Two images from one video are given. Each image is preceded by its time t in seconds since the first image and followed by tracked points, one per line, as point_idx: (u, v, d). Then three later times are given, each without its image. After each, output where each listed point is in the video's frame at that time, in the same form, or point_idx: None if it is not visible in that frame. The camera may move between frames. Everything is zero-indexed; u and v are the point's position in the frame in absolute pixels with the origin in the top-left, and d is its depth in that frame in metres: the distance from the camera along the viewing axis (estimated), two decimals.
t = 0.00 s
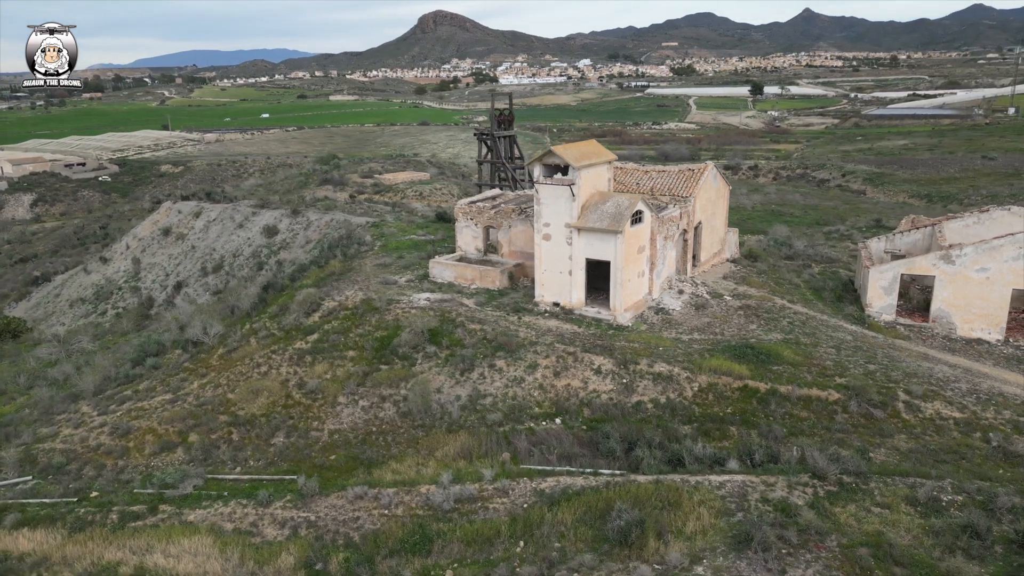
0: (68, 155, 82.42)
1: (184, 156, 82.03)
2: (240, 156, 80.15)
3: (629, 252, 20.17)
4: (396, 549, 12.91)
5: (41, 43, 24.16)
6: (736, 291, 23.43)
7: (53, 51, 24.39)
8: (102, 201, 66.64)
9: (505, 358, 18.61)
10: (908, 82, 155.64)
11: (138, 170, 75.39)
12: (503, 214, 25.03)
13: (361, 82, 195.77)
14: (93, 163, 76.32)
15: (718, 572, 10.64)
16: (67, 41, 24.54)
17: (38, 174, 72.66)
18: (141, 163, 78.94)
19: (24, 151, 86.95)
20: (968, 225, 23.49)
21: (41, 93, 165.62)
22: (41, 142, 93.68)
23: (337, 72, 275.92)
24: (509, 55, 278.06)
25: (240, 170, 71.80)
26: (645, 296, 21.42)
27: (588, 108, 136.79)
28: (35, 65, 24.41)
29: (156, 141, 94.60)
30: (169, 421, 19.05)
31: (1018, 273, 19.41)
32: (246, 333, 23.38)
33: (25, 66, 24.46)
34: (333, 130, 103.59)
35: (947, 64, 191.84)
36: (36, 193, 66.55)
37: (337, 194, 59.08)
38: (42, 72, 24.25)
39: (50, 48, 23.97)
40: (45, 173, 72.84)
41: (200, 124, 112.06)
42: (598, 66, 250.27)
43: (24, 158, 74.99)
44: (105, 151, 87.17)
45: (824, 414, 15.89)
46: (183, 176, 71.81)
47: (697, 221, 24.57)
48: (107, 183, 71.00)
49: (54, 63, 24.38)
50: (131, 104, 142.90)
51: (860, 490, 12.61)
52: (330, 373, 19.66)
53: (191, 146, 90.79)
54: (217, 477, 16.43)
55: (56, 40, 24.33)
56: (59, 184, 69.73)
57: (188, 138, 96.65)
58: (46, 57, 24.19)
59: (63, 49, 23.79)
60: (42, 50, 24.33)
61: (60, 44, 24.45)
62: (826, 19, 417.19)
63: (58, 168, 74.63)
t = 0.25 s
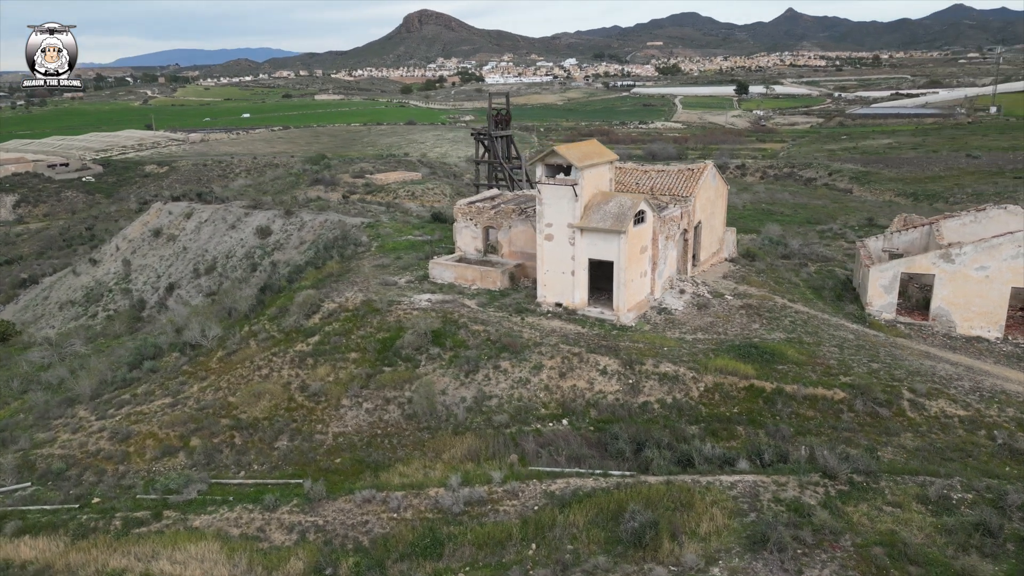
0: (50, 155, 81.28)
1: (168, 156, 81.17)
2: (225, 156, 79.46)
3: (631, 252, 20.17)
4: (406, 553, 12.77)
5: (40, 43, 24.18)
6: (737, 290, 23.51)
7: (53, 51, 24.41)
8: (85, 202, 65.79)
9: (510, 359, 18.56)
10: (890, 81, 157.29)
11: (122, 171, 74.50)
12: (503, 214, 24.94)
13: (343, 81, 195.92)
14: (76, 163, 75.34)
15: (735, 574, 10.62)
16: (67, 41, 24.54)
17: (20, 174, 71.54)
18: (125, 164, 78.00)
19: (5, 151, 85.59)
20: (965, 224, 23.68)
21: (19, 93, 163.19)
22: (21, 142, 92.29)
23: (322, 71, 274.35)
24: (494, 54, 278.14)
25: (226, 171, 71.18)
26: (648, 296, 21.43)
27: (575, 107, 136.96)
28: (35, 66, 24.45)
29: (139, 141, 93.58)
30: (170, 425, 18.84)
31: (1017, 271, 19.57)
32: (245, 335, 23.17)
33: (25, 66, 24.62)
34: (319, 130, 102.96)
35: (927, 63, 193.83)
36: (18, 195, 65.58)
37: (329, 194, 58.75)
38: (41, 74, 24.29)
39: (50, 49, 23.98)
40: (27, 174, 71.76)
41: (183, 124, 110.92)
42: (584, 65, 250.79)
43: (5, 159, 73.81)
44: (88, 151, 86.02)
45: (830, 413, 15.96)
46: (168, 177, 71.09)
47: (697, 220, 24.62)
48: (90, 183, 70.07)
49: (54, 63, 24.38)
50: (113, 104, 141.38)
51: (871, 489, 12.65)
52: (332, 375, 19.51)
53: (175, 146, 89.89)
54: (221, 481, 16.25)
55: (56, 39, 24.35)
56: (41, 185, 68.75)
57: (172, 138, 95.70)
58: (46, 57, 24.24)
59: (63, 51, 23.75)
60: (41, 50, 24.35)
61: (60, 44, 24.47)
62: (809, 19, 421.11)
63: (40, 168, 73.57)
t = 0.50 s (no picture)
0: (33, 156, 80.08)
1: (153, 157, 80.31)
2: (211, 156, 78.76)
3: (634, 252, 20.16)
4: (418, 557, 12.62)
5: (40, 43, 24.72)
6: (737, 289, 23.57)
7: (53, 51, 24.94)
8: (69, 203, 64.87)
9: (514, 360, 18.49)
10: (873, 80, 158.65)
11: (107, 171, 73.55)
12: (503, 214, 24.87)
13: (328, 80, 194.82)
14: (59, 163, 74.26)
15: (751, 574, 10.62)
16: (67, 42, 25.06)
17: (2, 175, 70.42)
18: (109, 164, 77.02)
19: None
20: (962, 222, 23.85)
21: None
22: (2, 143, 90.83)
23: (307, 70, 272.62)
24: (480, 54, 277.70)
25: (212, 171, 70.50)
26: (649, 295, 21.46)
27: (561, 106, 137.06)
28: (35, 64, 25.00)
29: (123, 141, 92.46)
30: (170, 429, 18.60)
31: (1016, 269, 19.73)
32: (243, 337, 22.97)
33: (24, 64, 25.17)
34: (305, 129, 102.27)
35: (908, 62, 195.82)
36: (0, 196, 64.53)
37: (320, 194, 58.40)
38: (42, 73, 24.90)
39: (49, 49, 24.52)
40: (9, 174, 70.62)
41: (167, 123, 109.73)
42: (570, 64, 250.97)
43: None
44: (71, 151, 84.84)
45: (836, 411, 16.02)
46: (153, 177, 70.43)
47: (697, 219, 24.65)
48: (74, 184, 69.09)
49: (54, 63, 24.94)
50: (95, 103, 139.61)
51: (881, 488, 12.69)
52: (335, 378, 19.36)
53: (160, 146, 88.96)
54: (225, 486, 16.06)
55: (56, 40, 24.89)
56: (24, 185, 67.75)
57: (157, 138, 94.73)
58: (46, 57, 24.78)
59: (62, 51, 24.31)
60: (41, 50, 24.92)
61: (60, 44, 25.01)
62: (792, 19, 423.94)
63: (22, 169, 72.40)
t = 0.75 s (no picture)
0: (14, 156, 78.88)
1: (138, 157, 79.40)
2: (196, 156, 78.02)
3: (638, 251, 20.14)
4: (429, 560, 12.45)
5: (41, 43, 25.00)
6: (738, 288, 23.62)
7: (53, 51, 25.23)
8: (53, 204, 63.92)
9: (519, 361, 18.43)
10: (856, 79, 159.92)
11: (91, 171, 72.58)
12: (503, 214, 24.78)
13: (313, 80, 193.59)
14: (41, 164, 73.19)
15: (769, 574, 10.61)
16: (67, 41, 25.36)
17: None
18: (93, 164, 76.01)
19: None
20: (960, 221, 24.04)
21: None
22: None
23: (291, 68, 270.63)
24: (466, 53, 277.07)
25: (198, 171, 69.81)
26: (652, 295, 21.44)
27: (548, 106, 137.03)
28: (35, 65, 25.24)
29: (106, 141, 91.32)
30: (171, 433, 18.38)
31: (1015, 267, 19.91)
32: (243, 340, 22.75)
33: (24, 64, 25.30)
34: (291, 129, 101.51)
35: (891, 62, 197.55)
36: None
37: (311, 194, 58.01)
38: (42, 73, 25.15)
39: (50, 50, 24.83)
40: None
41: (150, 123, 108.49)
42: (556, 63, 250.92)
43: None
44: (53, 152, 83.66)
45: (842, 410, 16.08)
46: (137, 177, 69.61)
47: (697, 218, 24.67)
48: (58, 185, 68.11)
49: (54, 63, 25.22)
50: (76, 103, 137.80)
51: (892, 486, 12.73)
52: (338, 380, 19.21)
53: (144, 146, 87.93)
54: (230, 490, 15.87)
55: (56, 40, 25.17)
56: (6, 186, 66.72)
57: (141, 138, 93.70)
58: (47, 57, 25.06)
59: (63, 51, 24.63)
60: (41, 50, 25.18)
61: (60, 44, 25.28)
62: (777, 18, 426.43)
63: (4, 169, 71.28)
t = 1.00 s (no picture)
0: None
1: (122, 157, 78.51)
2: (182, 156, 77.27)
3: (641, 251, 20.13)
4: (440, 565, 12.29)
5: (41, 43, 25.29)
6: (739, 288, 23.66)
7: (53, 51, 25.55)
8: (36, 205, 62.96)
9: (525, 363, 18.36)
10: (840, 79, 161.16)
11: (74, 172, 71.63)
12: (503, 214, 24.67)
13: (298, 79, 192.25)
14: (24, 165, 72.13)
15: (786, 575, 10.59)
16: (66, 41, 25.65)
17: None
18: (77, 164, 75.02)
19: None
20: (957, 219, 24.23)
21: None
22: None
23: (275, 68, 268.91)
24: (451, 52, 276.40)
25: (184, 172, 69.15)
26: (655, 295, 21.44)
27: (535, 106, 136.98)
28: (35, 64, 25.57)
29: (89, 142, 90.17)
30: (173, 437, 18.15)
31: (1015, 265, 20.07)
32: (242, 342, 22.54)
33: (24, 64, 25.55)
34: (277, 129, 100.73)
35: (873, 62, 199.27)
36: None
37: (302, 194, 57.63)
38: (42, 73, 25.46)
39: (50, 49, 25.11)
40: None
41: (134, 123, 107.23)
42: (542, 63, 250.84)
43: None
44: (35, 152, 82.50)
45: (849, 409, 16.14)
46: (122, 178, 68.76)
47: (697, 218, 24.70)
48: (41, 185, 67.13)
49: (54, 63, 25.55)
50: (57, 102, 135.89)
51: (903, 486, 12.77)
52: (341, 383, 19.07)
53: (128, 146, 86.93)
54: (235, 496, 15.68)
55: (56, 39, 25.44)
56: None
57: (124, 138, 92.65)
58: (46, 57, 25.38)
59: (63, 51, 24.92)
60: (41, 50, 25.49)
61: (59, 43, 25.55)
62: (761, 19, 428.78)
63: None
